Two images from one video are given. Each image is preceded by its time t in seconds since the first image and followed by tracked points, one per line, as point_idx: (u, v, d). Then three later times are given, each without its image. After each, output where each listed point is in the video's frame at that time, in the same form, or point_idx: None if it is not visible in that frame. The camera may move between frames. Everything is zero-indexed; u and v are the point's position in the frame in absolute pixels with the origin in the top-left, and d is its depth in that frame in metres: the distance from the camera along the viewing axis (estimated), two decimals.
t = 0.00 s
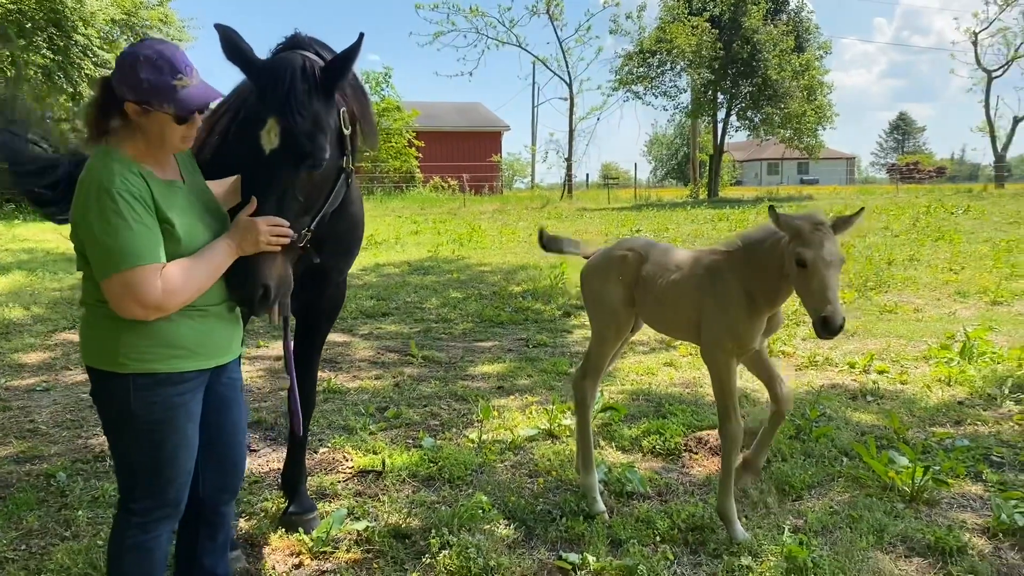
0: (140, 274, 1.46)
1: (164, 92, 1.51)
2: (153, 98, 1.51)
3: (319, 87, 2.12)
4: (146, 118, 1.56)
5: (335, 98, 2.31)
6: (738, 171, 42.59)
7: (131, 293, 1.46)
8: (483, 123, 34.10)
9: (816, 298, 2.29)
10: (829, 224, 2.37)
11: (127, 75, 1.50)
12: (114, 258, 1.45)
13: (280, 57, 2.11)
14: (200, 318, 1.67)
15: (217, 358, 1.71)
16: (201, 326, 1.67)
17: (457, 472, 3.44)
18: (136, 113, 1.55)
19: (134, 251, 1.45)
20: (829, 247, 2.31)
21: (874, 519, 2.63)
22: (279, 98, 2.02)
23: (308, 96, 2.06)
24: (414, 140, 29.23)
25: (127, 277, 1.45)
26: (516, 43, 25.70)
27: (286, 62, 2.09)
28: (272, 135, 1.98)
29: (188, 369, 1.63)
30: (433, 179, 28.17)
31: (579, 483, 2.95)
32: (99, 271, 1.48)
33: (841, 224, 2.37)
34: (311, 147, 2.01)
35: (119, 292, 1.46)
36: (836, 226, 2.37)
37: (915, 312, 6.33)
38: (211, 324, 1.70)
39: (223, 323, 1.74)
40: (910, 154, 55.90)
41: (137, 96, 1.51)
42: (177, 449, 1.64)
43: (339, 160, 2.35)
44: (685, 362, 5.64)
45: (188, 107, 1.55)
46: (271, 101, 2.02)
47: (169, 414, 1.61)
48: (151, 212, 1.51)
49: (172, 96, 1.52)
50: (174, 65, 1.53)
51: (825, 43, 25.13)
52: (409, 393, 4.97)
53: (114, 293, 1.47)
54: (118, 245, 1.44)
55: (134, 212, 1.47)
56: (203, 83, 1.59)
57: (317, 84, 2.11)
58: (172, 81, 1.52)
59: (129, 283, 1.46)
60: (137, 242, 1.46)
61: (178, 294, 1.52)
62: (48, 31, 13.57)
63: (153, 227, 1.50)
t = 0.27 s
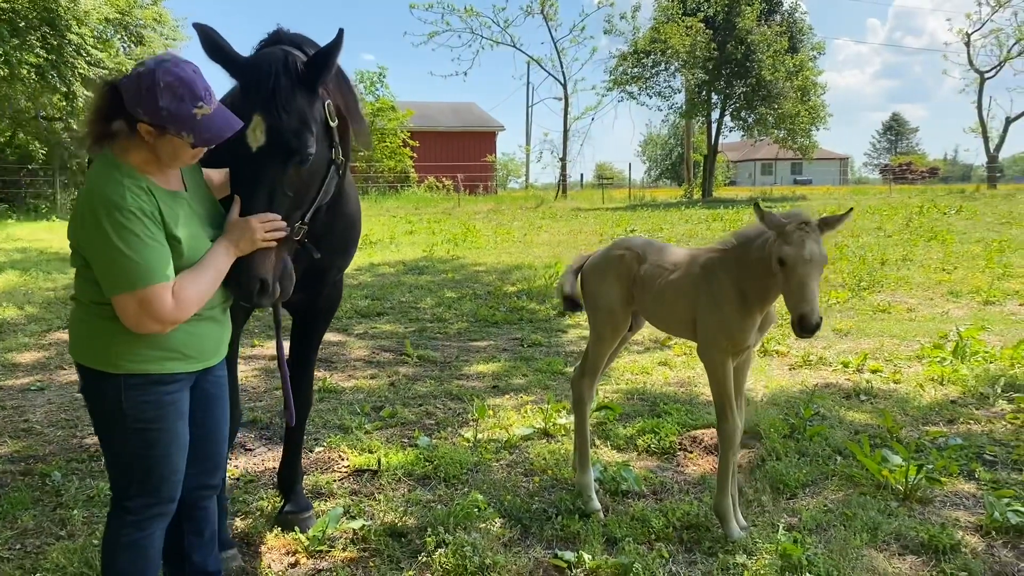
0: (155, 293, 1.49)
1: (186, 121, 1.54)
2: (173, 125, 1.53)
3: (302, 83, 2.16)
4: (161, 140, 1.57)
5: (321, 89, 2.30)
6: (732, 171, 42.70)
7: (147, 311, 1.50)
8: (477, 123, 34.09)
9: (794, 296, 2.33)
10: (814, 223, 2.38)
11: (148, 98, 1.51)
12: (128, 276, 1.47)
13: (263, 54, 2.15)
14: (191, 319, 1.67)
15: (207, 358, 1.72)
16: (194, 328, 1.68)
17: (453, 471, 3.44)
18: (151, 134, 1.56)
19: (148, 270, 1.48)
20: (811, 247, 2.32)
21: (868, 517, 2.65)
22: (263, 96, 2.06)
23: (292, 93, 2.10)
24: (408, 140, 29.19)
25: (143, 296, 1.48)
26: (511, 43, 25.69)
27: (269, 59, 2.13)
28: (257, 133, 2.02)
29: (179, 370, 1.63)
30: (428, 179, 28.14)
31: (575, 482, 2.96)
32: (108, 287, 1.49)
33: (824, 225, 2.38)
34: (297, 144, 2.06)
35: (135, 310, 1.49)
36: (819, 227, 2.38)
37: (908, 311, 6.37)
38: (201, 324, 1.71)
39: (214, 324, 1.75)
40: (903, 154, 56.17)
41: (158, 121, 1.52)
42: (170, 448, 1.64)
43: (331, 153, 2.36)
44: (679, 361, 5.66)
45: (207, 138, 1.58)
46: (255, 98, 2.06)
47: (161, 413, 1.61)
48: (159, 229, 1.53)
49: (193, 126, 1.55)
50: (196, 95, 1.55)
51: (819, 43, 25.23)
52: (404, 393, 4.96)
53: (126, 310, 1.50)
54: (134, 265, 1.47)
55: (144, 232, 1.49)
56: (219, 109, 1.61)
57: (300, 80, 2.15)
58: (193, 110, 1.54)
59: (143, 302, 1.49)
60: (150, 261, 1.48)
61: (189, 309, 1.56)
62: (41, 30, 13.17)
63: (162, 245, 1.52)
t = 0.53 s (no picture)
0: (179, 292, 1.53)
1: (197, 126, 1.54)
2: (185, 130, 1.54)
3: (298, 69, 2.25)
4: (170, 144, 1.57)
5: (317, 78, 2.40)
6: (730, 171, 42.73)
7: (172, 309, 1.53)
8: (475, 123, 34.09)
9: (757, 299, 2.33)
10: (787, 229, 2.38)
11: (160, 102, 1.51)
12: (149, 278, 1.49)
13: (258, 40, 2.22)
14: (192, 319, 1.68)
15: (209, 356, 1.73)
16: (196, 328, 1.68)
17: (452, 471, 3.44)
18: (160, 137, 1.56)
19: (170, 269, 1.51)
20: (776, 252, 2.33)
21: (866, 517, 2.65)
22: (263, 81, 2.13)
23: (290, 78, 2.18)
24: (407, 140, 29.17)
25: (167, 296, 1.51)
26: (510, 42, 25.68)
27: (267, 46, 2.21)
28: (259, 119, 2.10)
29: (182, 370, 1.64)
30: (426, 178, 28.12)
31: (573, 483, 2.96)
32: (127, 291, 1.50)
33: (797, 226, 2.39)
34: (300, 127, 2.16)
35: (158, 309, 1.52)
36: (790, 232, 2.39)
37: (907, 311, 6.38)
38: (203, 324, 1.71)
39: (214, 324, 1.75)
40: (901, 154, 56.22)
41: (170, 126, 1.53)
42: (172, 447, 1.65)
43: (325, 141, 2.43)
44: (678, 361, 5.66)
45: (216, 141, 1.59)
46: (253, 85, 2.13)
47: (163, 413, 1.62)
48: (173, 230, 1.55)
49: (204, 130, 1.56)
50: (206, 99, 1.56)
51: (817, 44, 25.25)
52: (403, 393, 4.96)
53: (149, 312, 1.52)
54: (155, 267, 1.49)
55: (162, 233, 1.51)
56: (228, 113, 1.63)
57: (296, 67, 2.23)
58: (205, 115, 1.55)
59: (167, 301, 1.52)
60: (171, 261, 1.51)
61: (206, 305, 1.60)
62: (41, 29, 13.33)
63: (178, 245, 1.55)
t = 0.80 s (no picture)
0: (192, 284, 1.54)
1: (205, 118, 1.55)
2: (194, 122, 1.54)
3: (299, 58, 2.30)
4: (178, 138, 1.58)
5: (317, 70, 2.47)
6: (733, 171, 42.68)
7: (184, 302, 1.54)
8: (478, 122, 34.08)
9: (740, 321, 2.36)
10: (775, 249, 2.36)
11: (168, 96, 1.52)
12: (161, 272, 1.50)
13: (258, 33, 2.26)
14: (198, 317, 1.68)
15: (215, 354, 1.74)
16: (202, 326, 1.69)
17: (454, 470, 3.45)
18: (168, 132, 1.57)
19: (181, 262, 1.52)
20: (759, 274, 2.33)
21: (869, 517, 2.66)
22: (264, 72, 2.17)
23: (291, 67, 2.22)
24: (409, 139, 29.20)
25: (179, 288, 1.52)
26: (512, 42, 25.67)
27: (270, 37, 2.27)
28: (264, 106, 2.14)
29: (188, 368, 1.65)
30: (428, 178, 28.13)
31: (575, 482, 2.97)
32: (137, 286, 1.51)
33: (786, 247, 2.37)
34: (304, 116, 2.22)
35: (171, 302, 1.53)
36: (778, 253, 2.36)
37: (909, 311, 6.37)
38: (208, 322, 1.72)
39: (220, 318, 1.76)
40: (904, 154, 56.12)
41: (178, 119, 1.53)
42: (177, 446, 1.66)
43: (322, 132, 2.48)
44: (680, 360, 5.66)
45: (224, 134, 1.60)
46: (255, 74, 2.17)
47: (169, 412, 1.63)
48: (181, 223, 1.56)
49: (211, 122, 1.56)
50: (213, 91, 1.57)
51: (820, 43, 25.22)
52: (405, 392, 4.97)
53: (162, 306, 1.53)
54: (165, 260, 1.50)
55: (170, 226, 1.52)
56: (235, 105, 1.64)
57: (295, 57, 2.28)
58: (212, 107, 1.56)
59: (179, 294, 1.53)
60: (182, 254, 1.52)
61: (219, 297, 1.61)
62: (43, 28, 13.33)
63: (188, 239, 1.56)
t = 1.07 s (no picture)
0: (210, 271, 1.56)
1: (212, 102, 1.56)
2: (201, 107, 1.56)
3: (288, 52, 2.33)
4: (186, 125, 1.59)
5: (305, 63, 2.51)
6: (738, 169, 42.58)
7: (204, 289, 1.56)
8: (482, 121, 34.09)
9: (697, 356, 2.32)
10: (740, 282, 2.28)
11: (175, 82, 1.53)
12: (179, 260, 1.52)
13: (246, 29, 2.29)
14: (211, 315, 1.69)
15: (226, 351, 1.76)
16: (213, 322, 1.70)
17: (460, 468, 3.46)
18: (175, 119, 1.58)
19: (198, 251, 1.54)
20: (715, 309, 2.28)
21: (875, 516, 2.65)
22: (259, 65, 2.20)
23: (284, 60, 2.26)
24: (414, 138, 29.22)
25: (198, 276, 1.54)
26: (517, 40, 25.65)
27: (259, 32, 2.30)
28: (262, 96, 2.17)
29: (201, 365, 1.66)
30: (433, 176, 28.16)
31: (580, 481, 2.97)
32: (154, 277, 1.52)
33: (744, 281, 2.28)
34: (300, 108, 2.25)
35: (191, 289, 1.55)
36: (738, 288, 2.28)
37: (915, 310, 6.35)
38: (220, 318, 1.73)
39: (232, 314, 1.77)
40: (911, 152, 55.89)
41: (186, 104, 1.54)
42: (190, 444, 1.67)
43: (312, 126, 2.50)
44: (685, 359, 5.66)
45: (230, 119, 1.61)
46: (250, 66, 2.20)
47: (183, 410, 1.64)
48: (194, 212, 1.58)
49: (219, 107, 1.57)
50: (220, 77, 1.59)
51: (826, 41, 25.13)
52: (411, 390, 4.98)
53: (180, 295, 1.55)
54: (182, 248, 1.52)
55: (185, 215, 1.54)
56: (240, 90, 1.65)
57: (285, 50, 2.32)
58: (218, 92, 1.57)
59: (198, 282, 1.55)
60: (198, 243, 1.54)
61: (236, 284, 1.63)
62: (50, 27, 13.60)
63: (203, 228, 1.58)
